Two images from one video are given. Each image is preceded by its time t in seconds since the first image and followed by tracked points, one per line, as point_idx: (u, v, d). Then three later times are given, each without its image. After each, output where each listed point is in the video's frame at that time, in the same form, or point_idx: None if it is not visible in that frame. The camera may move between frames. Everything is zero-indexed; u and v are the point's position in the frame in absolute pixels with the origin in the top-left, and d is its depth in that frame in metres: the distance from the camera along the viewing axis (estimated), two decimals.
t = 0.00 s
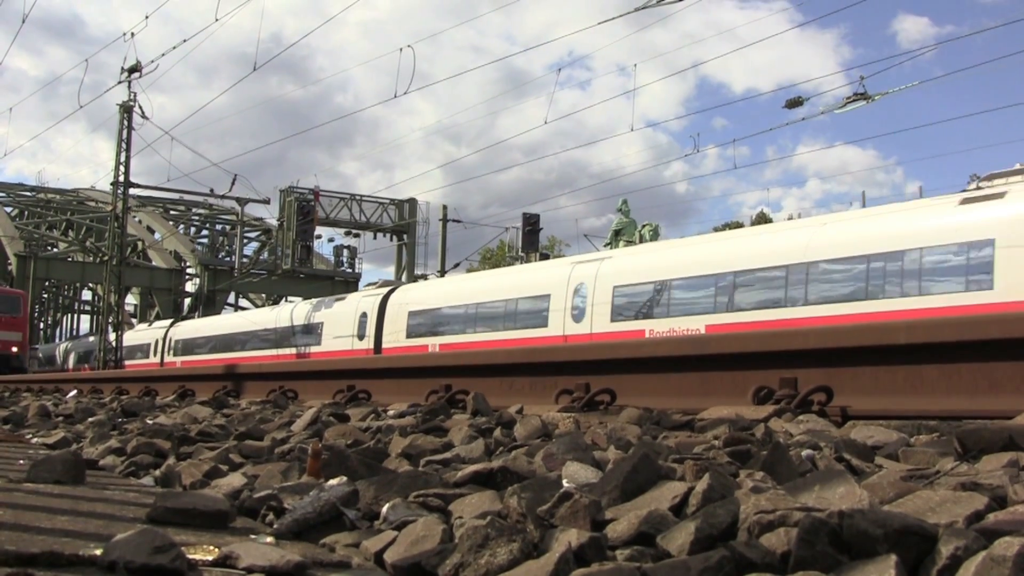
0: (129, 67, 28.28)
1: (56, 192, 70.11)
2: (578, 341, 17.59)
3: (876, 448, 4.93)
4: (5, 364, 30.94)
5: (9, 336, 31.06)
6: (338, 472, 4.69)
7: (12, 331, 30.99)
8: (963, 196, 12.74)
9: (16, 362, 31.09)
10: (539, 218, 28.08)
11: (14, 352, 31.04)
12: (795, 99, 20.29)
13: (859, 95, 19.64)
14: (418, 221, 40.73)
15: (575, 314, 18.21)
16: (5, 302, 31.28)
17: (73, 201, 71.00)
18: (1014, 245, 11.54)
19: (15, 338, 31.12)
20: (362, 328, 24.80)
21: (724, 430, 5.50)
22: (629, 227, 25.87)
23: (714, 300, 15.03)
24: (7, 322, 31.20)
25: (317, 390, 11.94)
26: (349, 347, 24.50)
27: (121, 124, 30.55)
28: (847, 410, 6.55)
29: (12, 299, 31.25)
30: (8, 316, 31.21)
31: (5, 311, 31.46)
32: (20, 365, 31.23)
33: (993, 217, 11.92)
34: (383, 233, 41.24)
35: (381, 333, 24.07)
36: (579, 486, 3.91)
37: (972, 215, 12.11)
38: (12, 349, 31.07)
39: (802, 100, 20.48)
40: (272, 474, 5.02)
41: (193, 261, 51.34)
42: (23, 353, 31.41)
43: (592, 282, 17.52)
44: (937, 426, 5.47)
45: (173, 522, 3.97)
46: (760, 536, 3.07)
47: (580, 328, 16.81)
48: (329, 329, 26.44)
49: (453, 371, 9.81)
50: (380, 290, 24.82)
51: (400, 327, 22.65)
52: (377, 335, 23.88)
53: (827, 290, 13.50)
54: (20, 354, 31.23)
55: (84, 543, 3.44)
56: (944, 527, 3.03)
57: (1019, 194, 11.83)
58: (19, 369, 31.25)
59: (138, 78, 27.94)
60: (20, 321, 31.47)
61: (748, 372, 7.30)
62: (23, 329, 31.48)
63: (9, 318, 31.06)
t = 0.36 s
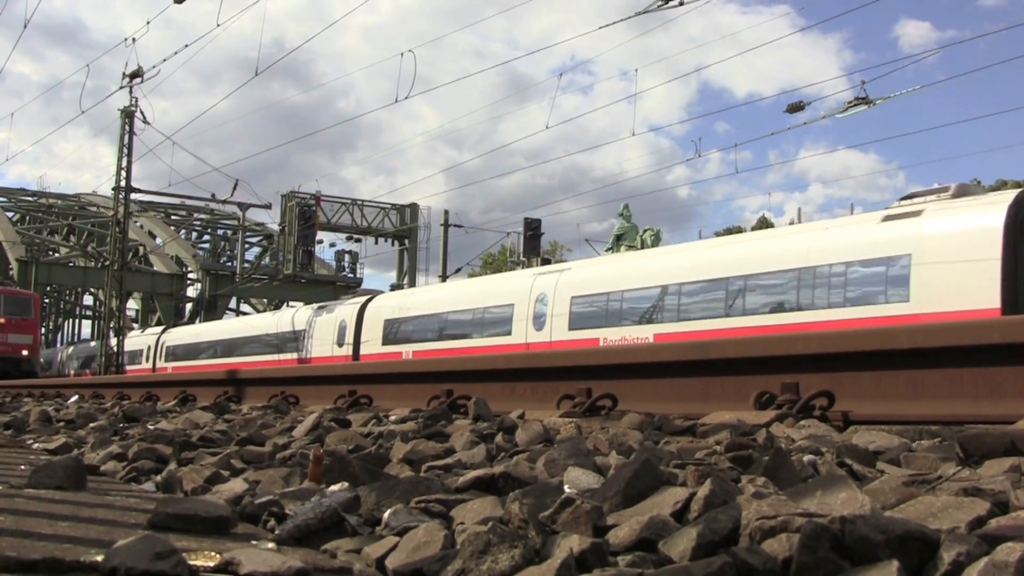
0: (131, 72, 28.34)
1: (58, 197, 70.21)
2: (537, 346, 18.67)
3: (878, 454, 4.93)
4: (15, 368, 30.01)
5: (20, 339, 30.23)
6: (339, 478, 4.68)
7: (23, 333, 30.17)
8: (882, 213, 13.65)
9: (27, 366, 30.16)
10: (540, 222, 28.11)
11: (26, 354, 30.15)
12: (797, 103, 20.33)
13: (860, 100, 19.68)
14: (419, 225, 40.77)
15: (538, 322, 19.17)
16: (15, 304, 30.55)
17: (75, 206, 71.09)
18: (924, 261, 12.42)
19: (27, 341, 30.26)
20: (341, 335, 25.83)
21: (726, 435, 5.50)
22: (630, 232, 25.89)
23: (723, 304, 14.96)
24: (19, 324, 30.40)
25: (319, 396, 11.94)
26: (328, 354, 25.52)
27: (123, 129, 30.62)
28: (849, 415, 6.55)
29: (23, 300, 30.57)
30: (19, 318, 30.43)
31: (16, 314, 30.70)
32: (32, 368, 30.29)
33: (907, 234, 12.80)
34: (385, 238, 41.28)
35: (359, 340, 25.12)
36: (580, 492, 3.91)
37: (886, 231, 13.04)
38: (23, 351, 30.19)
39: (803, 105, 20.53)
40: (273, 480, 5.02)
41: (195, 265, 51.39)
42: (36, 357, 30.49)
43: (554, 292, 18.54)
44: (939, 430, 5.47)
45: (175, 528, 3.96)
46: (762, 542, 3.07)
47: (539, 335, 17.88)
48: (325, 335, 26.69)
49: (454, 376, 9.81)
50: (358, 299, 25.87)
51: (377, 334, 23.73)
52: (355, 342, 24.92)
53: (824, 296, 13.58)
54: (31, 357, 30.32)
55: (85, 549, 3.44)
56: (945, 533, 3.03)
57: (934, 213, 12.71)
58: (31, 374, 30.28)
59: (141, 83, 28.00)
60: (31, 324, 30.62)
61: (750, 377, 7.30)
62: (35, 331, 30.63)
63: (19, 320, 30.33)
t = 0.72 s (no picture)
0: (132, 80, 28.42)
1: (59, 206, 70.32)
2: (503, 358, 19.67)
3: (879, 462, 4.93)
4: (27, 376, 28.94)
5: (31, 345, 29.21)
6: (340, 487, 4.68)
7: (35, 340, 29.11)
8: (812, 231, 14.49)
9: (39, 373, 29.09)
10: (541, 231, 28.13)
11: (37, 362, 29.11)
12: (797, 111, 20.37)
13: (861, 107, 19.71)
14: (420, 234, 40.79)
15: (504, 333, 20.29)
16: (27, 309, 29.43)
17: (76, 214, 71.15)
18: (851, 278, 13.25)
19: (38, 347, 29.23)
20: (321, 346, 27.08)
21: (727, 444, 5.49)
22: (632, 240, 25.90)
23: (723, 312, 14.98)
24: (30, 331, 29.34)
25: (320, 405, 11.94)
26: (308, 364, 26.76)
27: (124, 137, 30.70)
28: (850, 423, 6.54)
29: (35, 305, 29.39)
30: (31, 324, 29.32)
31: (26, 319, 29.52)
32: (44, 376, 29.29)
33: (837, 251, 13.56)
34: (386, 246, 41.30)
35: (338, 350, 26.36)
36: (582, 501, 3.90)
37: (820, 249, 13.82)
38: (35, 358, 29.15)
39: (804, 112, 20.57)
40: (274, 489, 5.01)
41: (196, 274, 51.42)
42: (47, 363, 29.44)
43: (517, 306, 19.53)
44: (941, 439, 5.46)
45: (176, 537, 3.97)
46: (764, 551, 3.07)
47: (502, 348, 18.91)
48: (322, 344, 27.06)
49: (455, 385, 9.82)
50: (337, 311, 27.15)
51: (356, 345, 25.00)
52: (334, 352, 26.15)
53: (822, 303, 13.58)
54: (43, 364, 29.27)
55: (86, 559, 3.45)
56: (948, 542, 3.02)
57: (861, 232, 13.54)
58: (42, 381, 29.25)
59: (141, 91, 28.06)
60: (43, 329, 29.57)
61: (751, 385, 7.29)
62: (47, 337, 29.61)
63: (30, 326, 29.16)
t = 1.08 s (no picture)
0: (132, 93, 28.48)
1: (59, 218, 70.34)
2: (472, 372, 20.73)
3: (881, 473, 4.92)
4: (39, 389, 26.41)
5: (42, 355, 26.65)
6: (341, 500, 4.68)
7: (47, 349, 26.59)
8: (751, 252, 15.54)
9: (51, 386, 26.51)
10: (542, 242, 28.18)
11: (51, 373, 26.58)
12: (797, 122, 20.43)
13: (860, 117, 19.76)
14: (420, 245, 40.83)
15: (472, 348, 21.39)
16: (38, 315, 26.83)
17: (77, 227, 71.18)
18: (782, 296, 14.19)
19: (50, 357, 26.66)
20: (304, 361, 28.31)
21: (729, 456, 5.49)
22: (631, 251, 25.93)
23: (723, 323, 14.99)
24: (41, 339, 26.72)
25: (320, 417, 11.92)
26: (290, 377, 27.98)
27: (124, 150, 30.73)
28: (851, 434, 6.53)
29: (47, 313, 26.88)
30: (43, 332, 26.76)
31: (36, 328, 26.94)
32: (57, 389, 26.76)
33: (774, 269, 14.56)
34: (386, 258, 41.33)
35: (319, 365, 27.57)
36: (583, 513, 3.90)
37: (757, 267, 14.80)
38: (47, 369, 26.59)
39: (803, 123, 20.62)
40: (275, 502, 5.01)
41: (196, 286, 51.45)
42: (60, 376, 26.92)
43: (483, 322, 20.68)
44: (942, 449, 5.45)
45: (176, 551, 3.96)
46: (765, 563, 3.07)
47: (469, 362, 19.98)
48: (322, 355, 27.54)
49: (456, 397, 9.81)
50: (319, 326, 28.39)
51: (335, 358, 26.26)
52: (315, 366, 27.37)
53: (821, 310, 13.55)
54: (55, 376, 26.75)
55: (86, 573, 3.44)
56: (950, 554, 3.02)
57: (793, 253, 14.53)
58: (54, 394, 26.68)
59: (141, 104, 28.12)
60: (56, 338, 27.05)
61: (752, 396, 7.27)
62: (60, 347, 27.03)
63: (41, 335, 26.58)
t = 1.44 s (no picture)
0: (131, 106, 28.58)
1: (58, 231, 70.41)
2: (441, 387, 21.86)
3: (881, 485, 4.92)
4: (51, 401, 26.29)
5: (54, 366, 26.49)
6: (340, 514, 4.67)
7: (59, 360, 26.49)
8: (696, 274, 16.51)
9: (63, 398, 26.36)
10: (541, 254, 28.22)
11: (62, 385, 26.45)
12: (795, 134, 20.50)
13: (858, 129, 19.82)
14: (420, 258, 40.86)
15: (441, 364, 22.53)
16: (50, 325, 26.76)
17: (76, 240, 71.24)
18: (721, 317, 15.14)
19: (62, 368, 26.54)
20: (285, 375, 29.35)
21: (728, 468, 5.49)
22: (631, 263, 25.96)
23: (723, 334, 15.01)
24: (52, 349, 26.63)
25: (320, 430, 11.91)
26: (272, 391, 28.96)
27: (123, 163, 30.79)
28: (851, 446, 6.53)
29: (58, 322, 26.81)
30: (54, 342, 26.69)
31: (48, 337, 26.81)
32: (69, 401, 26.61)
33: (712, 290, 15.46)
34: (386, 270, 41.35)
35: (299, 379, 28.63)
36: (583, 527, 3.90)
37: (700, 287, 15.68)
38: (59, 381, 26.45)
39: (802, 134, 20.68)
40: (274, 516, 5.00)
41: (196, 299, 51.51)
42: (71, 388, 26.80)
43: (451, 339, 21.82)
44: (942, 462, 5.44)
45: (175, 565, 3.94)
46: None
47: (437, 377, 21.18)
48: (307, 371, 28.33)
49: (456, 411, 9.80)
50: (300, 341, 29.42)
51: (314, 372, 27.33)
52: (296, 381, 28.42)
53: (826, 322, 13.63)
54: (67, 388, 26.61)
55: None
56: (950, 567, 3.02)
57: (732, 276, 15.49)
58: (65, 406, 26.53)
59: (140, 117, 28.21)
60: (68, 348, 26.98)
61: (753, 409, 7.26)
62: (72, 358, 26.93)
63: (53, 345, 26.48)
